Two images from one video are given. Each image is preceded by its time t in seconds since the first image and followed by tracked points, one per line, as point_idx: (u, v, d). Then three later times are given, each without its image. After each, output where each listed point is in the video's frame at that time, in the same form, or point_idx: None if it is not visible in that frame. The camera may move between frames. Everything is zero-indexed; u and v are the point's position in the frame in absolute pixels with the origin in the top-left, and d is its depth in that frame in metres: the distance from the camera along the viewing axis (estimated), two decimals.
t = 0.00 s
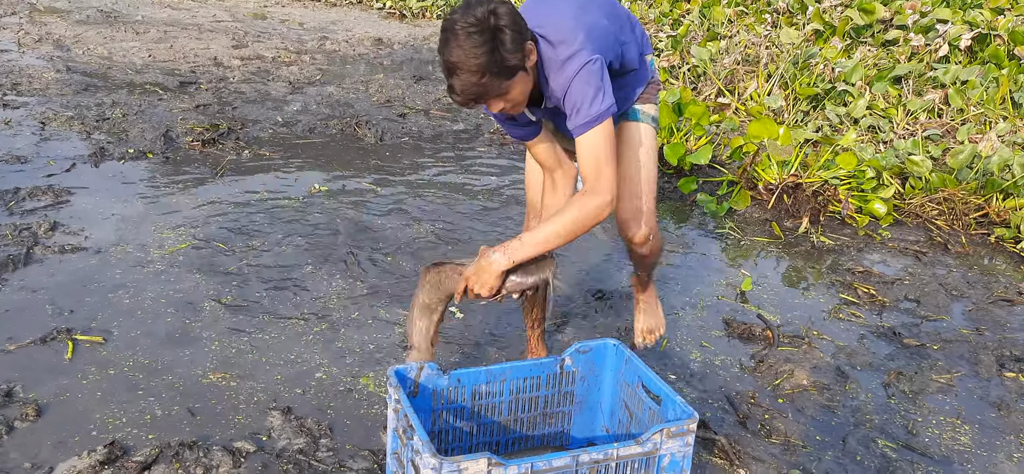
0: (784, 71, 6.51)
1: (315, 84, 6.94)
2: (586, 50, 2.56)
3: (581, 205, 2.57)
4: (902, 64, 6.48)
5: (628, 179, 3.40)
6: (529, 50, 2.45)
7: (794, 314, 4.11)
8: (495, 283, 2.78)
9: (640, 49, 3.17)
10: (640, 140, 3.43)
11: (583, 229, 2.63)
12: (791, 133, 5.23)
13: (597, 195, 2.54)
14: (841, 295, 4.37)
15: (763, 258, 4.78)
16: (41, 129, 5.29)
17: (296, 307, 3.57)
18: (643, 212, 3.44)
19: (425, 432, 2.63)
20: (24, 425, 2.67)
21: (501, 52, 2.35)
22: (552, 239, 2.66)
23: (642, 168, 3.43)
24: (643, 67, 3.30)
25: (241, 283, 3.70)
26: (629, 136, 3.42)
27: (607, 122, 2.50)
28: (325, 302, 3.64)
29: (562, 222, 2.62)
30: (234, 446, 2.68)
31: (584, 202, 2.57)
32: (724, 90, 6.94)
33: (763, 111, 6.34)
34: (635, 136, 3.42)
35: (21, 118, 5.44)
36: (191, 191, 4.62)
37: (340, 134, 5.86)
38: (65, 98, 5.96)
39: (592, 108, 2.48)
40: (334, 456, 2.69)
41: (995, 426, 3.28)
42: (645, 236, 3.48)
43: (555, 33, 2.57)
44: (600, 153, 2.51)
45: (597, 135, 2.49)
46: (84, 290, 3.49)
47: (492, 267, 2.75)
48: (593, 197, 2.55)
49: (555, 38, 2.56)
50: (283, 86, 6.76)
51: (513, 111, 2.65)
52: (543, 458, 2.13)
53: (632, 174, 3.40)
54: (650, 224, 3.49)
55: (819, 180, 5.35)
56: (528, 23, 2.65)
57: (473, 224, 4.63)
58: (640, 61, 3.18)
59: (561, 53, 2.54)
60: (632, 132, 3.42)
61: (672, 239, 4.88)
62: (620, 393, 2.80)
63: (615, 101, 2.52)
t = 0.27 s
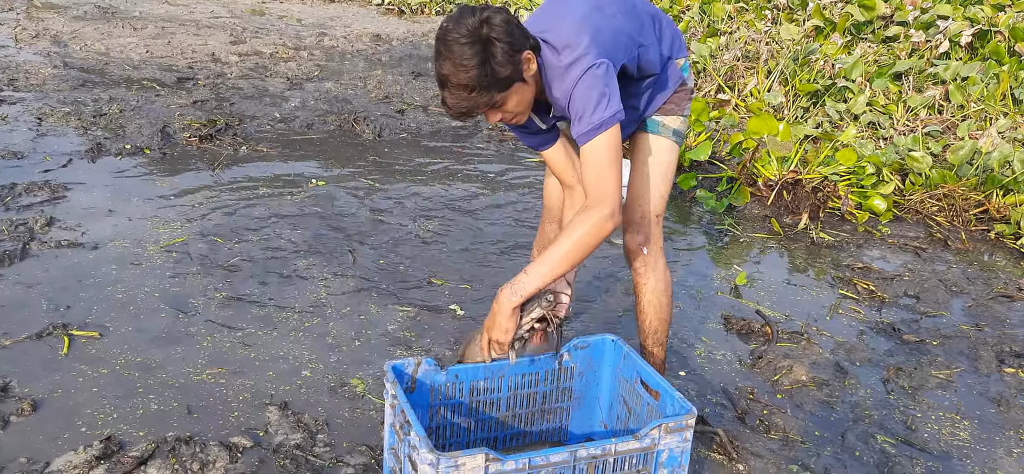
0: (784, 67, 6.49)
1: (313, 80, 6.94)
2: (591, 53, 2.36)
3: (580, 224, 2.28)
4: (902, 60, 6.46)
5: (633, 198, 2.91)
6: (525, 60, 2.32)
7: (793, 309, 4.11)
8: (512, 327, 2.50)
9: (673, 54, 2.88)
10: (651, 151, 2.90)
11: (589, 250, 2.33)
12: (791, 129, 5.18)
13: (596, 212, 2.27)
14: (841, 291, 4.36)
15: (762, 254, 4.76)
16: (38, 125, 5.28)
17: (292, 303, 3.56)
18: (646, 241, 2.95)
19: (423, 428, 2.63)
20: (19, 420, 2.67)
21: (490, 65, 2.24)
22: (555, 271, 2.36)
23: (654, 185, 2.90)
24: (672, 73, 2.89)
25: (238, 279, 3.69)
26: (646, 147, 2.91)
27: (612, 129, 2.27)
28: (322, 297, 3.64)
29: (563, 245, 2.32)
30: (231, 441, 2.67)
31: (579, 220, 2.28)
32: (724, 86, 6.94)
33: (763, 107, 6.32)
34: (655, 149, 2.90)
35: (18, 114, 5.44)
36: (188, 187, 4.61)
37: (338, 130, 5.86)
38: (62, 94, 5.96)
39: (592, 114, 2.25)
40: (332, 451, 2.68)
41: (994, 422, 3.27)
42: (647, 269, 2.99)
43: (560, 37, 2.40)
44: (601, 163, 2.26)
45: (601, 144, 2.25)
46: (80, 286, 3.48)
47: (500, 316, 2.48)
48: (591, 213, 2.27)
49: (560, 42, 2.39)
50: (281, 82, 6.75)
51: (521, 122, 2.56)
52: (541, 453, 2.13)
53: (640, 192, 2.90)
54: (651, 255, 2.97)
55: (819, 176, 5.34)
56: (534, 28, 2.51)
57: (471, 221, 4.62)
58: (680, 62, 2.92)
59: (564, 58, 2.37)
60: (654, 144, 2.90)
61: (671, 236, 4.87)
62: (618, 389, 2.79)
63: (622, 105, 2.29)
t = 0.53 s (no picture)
0: (784, 59, 6.48)
1: (312, 72, 6.92)
2: (624, 77, 2.18)
3: (603, 255, 2.22)
4: (903, 52, 6.42)
5: (661, 211, 2.72)
6: (548, 90, 2.19)
7: (791, 301, 4.11)
8: (519, 338, 2.50)
9: (720, 65, 2.64)
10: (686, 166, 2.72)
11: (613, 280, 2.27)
12: (790, 122, 5.22)
13: (622, 248, 2.19)
14: (839, 283, 4.36)
15: (760, 246, 4.76)
16: (34, 116, 5.28)
17: (288, 294, 3.56)
18: (664, 259, 2.76)
19: (418, 419, 2.63)
20: (14, 411, 2.67)
21: (508, 102, 2.16)
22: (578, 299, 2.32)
23: (683, 202, 2.70)
24: (717, 83, 2.66)
25: (235, 270, 3.69)
26: (682, 159, 2.73)
27: (643, 162, 2.12)
28: (319, 288, 3.64)
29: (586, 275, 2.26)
30: (226, 432, 2.68)
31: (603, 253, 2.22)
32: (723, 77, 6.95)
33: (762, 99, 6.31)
34: (690, 163, 2.71)
35: (14, 105, 5.43)
36: (185, 178, 4.61)
37: (337, 122, 5.85)
38: (59, 85, 5.96)
39: (623, 144, 2.10)
40: (328, 442, 2.69)
41: (991, 413, 3.27)
42: (662, 287, 2.83)
43: (590, 57, 2.23)
44: (630, 197, 2.13)
45: (630, 177, 2.12)
46: (75, 277, 3.48)
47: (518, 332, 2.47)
48: (618, 247, 2.19)
49: (591, 62, 2.22)
50: (279, 73, 6.74)
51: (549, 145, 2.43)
52: (536, 444, 2.13)
53: (664, 208, 2.72)
54: (668, 274, 2.79)
55: (818, 169, 5.28)
56: (566, 43, 2.34)
57: (469, 213, 4.61)
58: (726, 75, 2.68)
59: (593, 81, 2.20)
60: (688, 157, 2.72)
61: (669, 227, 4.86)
62: (614, 381, 2.78)
63: (655, 135, 2.13)
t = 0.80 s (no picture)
0: (784, 51, 6.46)
1: (310, 63, 6.90)
2: (651, 79, 2.09)
3: (621, 270, 2.15)
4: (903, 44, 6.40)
5: (679, 214, 2.62)
6: (572, 83, 2.10)
7: (790, 293, 4.11)
8: (552, 375, 2.42)
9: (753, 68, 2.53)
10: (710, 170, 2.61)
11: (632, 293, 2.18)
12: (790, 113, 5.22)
13: (639, 261, 2.12)
14: (839, 275, 4.35)
15: (760, 238, 4.75)
16: (32, 108, 5.26)
17: (287, 285, 3.56)
18: (677, 262, 2.67)
19: (417, 411, 2.63)
20: (12, 402, 2.67)
21: (531, 93, 2.04)
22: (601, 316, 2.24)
23: (701, 208, 2.60)
24: (750, 86, 2.54)
25: (233, 262, 3.68)
26: (705, 161, 2.62)
27: (668, 168, 2.03)
28: (317, 280, 3.64)
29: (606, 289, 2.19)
30: (225, 424, 2.68)
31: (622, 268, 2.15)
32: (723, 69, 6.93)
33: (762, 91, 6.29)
34: (714, 167, 2.61)
35: (12, 97, 5.42)
36: (183, 170, 4.60)
37: (335, 114, 5.84)
38: (57, 76, 5.94)
39: (646, 151, 2.01)
40: (326, 434, 2.69)
41: (990, 405, 3.28)
42: (673, 291, 2.74)
43: (619, 56, 2.14)
44: (650, 209, 2.05)
45: (652, 186, 2.03)
46: (73, 269, 3.48)
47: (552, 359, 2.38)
48: (633, 261, 2.12)
49: (618, 61, 2.13)
50: (277, 65, 6.72)
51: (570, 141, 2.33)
52: (534, 436, 2.13)
53: (681, 211, 2.62)
54: (680, 278, 2.71)
55: (818, 160, 5.33)
56: (594, 40, 2.24)
57: (468, 205, 4.61)
58: (760, 77, 2.56)
59: (620, 81, 2.11)
60: (713, 160, 2.62)
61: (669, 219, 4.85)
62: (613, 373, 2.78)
63: (681, 140, 2.04)
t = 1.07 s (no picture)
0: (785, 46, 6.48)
1: (309, 57, 6.89)
2: (653, 99, 2.07)
3: (619, 285, 2.15)
4: (903, 38, 6.40)
5: (693, 217, 2.59)
6: (571, 97, 2.09)
7: (791, 287, 4.11)
8: (563, 397, 2.46)
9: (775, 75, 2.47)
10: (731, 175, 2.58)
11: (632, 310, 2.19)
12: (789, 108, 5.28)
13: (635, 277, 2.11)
14: (839, 269, 4.35)
15: (760, 232, 4.75)
16: (30, 101, 5.25)
17: (286, 279, 3.56)
18: (688, 266, 2.65)
19: (417, 406, 2.63)
20: (12, 396, 2.67)
21: (525, 106, 2.04)
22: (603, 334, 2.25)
23: (718, 213, 2.56)
24: (774, 91, 2.49)
25: (233, 256, 3.68)
26: (726, 165, 2.60)
27: (667, 189, 2.02)
28: (317, 273, 3.64)
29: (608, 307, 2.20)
30: (224, 418, 2.68)
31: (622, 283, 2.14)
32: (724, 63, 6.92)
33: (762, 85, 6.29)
34: (734, 171, 2.57)
35: (10, 90, 5.40)
36: (182, 164, 4.59)
37: (335, 107, 5.82)
38: (55, 70, 5.92)
39: (643, 171, 2.01)
40: (326, 427, 2.69)
41: (989, 399, 3.28)
42: (682, 294, 2.71)
43: (624, 73, 2.11)
44: (648, 226, 2.05)
45: (652, 205, 2.02)
46: (72, 263, 3.47)
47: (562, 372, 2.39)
48: (629, 275, 2.11)
49: (622, 78, 2.10)
50: (276, 59, 6.70)
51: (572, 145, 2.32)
52: (535, 431, 2.13)
53: (698, 215, 2.58)
54: (690, 281, 2.68)
55: (818, 154, 5.34)
56: (605, 49, 2.21)
57: (468, 199, 4.60)
58: (781, 87, 2.50)
59: (622, 99, 2.09)
60: (733, 165, 2.59)
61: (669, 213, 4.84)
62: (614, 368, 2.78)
63: (681, 164, 2.01)
